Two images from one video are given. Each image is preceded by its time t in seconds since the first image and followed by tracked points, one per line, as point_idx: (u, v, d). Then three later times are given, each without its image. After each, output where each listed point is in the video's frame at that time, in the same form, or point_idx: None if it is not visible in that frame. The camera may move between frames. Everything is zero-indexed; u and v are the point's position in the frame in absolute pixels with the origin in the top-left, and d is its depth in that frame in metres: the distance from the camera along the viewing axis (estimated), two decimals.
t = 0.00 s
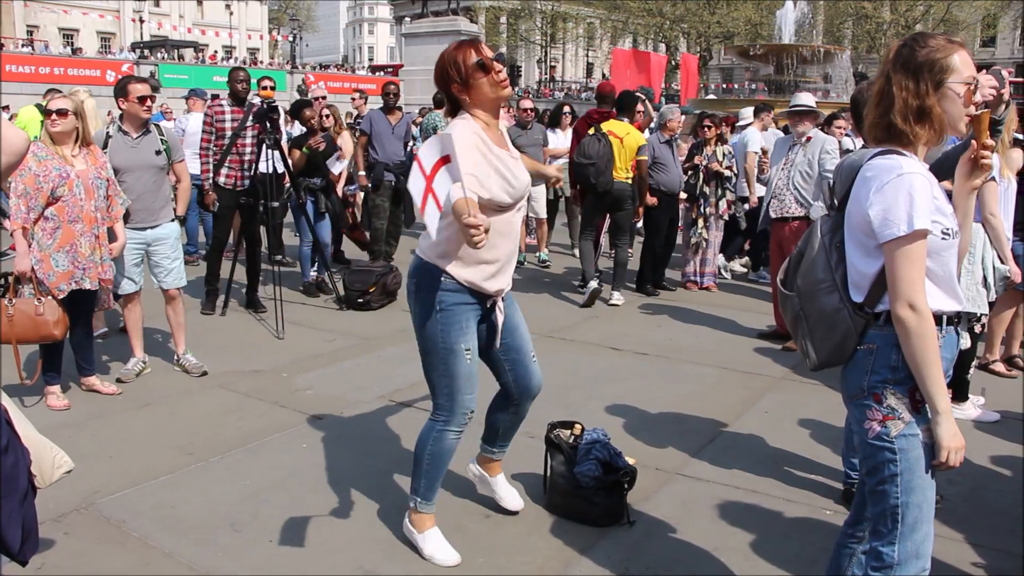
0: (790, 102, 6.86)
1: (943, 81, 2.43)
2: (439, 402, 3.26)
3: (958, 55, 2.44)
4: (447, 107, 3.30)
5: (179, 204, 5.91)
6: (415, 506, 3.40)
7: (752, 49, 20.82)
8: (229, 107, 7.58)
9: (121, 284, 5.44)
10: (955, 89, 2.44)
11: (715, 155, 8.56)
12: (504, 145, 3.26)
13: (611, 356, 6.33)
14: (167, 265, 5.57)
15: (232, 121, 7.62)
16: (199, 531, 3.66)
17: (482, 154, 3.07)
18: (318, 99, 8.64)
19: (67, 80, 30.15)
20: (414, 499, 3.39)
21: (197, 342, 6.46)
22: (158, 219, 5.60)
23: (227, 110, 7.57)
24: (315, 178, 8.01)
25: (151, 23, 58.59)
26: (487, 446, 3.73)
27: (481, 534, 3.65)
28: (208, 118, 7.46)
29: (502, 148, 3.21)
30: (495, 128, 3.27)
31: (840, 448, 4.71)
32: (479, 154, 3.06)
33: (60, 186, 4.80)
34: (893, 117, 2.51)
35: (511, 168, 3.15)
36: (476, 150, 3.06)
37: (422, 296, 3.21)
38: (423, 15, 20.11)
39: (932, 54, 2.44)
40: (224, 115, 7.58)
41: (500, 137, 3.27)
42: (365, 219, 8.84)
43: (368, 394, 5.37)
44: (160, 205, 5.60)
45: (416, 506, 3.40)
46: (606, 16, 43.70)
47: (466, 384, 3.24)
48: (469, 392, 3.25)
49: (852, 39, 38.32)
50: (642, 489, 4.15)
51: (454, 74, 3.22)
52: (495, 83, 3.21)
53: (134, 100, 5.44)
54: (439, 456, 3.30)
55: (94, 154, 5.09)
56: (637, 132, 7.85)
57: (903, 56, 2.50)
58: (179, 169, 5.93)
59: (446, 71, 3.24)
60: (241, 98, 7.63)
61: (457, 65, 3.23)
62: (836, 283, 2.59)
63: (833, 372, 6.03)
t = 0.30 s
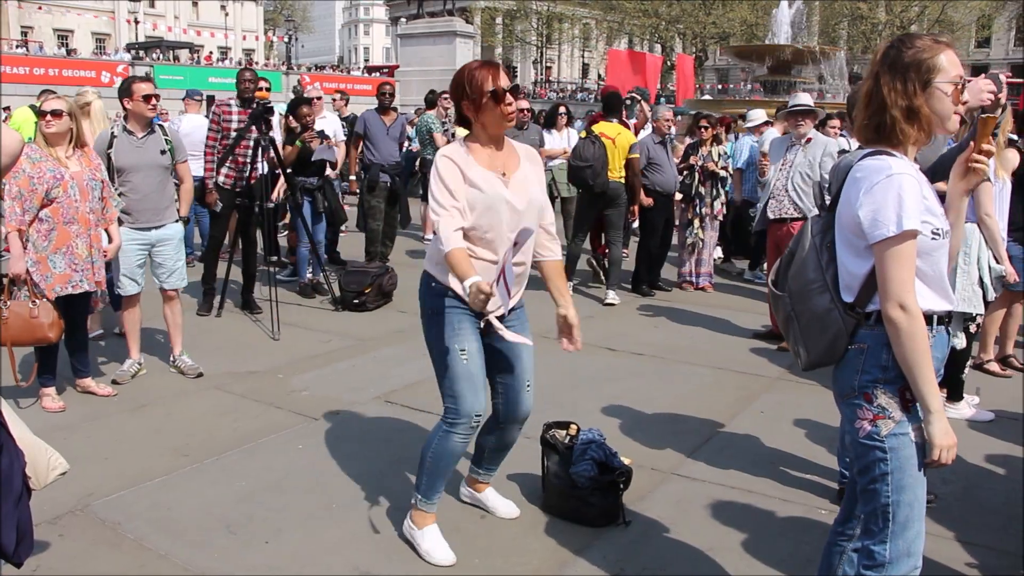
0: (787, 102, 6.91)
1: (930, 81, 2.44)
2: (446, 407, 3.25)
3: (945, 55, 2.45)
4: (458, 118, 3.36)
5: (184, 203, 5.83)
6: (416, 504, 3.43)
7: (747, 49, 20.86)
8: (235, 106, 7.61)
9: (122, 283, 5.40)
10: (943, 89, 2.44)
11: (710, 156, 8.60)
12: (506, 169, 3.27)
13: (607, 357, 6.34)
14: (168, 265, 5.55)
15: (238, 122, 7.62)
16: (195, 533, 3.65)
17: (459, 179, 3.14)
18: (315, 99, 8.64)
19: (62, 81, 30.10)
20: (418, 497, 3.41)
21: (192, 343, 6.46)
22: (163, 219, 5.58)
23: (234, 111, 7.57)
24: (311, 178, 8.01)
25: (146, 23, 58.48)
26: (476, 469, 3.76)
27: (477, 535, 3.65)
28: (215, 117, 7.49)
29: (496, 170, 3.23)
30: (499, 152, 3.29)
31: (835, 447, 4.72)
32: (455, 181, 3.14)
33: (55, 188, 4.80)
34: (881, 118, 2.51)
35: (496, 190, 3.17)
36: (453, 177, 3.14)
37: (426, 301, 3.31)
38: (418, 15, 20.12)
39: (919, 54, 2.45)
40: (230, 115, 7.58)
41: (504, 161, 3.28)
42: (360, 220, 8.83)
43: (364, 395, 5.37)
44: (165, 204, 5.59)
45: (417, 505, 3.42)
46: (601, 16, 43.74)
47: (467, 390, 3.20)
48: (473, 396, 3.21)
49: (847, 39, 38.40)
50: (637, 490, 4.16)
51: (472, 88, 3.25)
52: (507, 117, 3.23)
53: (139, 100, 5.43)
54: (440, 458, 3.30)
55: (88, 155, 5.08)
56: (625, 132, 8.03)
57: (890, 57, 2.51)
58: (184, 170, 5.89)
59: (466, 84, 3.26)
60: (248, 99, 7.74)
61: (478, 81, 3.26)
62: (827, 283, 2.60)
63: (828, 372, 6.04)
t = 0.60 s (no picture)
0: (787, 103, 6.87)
1: (920, 82, 2.44)
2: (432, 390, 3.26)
3: (938, 56, 2.44)
4: (439, 98, 3.38)
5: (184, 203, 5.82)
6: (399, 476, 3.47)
7: (742, 49, 20.92)
8: (231, 107, 7.53)
9: (120, 283, 5.40)
10: (933, 90, 2.44)
11: (705, 156, 8.54)
12: (485, 152, 3.34)
13: (602, 357, 6.34)
14: (165, 265, 5.55)
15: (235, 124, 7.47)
16: (189, 533, 3.64)
17: (431, 162, 3.24)
18: (310, 99, 8.62)
19: (56, 80, 30.01)
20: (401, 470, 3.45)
21: (186, 343, 6.44)
22: (162, 219, 5.57)
23: (230, 111, 7.45)
24: (306, 178, 7.96)
25: (140, 23, 58.33)
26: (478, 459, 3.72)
27: (470, 535, 3.65)
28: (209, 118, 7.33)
29: (473, 155, 3.30)
30: (479, 136, 3.36)
31: (829, 447, 4.73)
32: (427, 164, 3.24)
33: (48, 188, 4.79)
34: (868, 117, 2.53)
35: (469, 174, 3.24)
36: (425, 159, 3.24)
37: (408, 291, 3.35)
38: (413, 15, 20.11)
39: (910, 53, 2.45)
40: (227, 115, 7.45)
41: (483, 144, 3.35)
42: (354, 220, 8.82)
43: (359, 395, 5.37)
44: (164, 204, 5.58)
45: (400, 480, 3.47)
46: (596, 16, 43.78)
47: (455, 373, 3.22)
48: (462, 380, 3.23)
49: (842, 39, 38.53)
50: (632, 490, 4.16)
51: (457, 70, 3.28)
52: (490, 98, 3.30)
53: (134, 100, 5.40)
54: (424, 440, 3.34)
55: (82, 156, 5.05)
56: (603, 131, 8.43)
57: (882, 57, 2.52)
58: (182, 170, 5.87)
59: (452, 66, 3.29)
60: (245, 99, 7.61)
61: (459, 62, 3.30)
62: (813, 280, 2.60)
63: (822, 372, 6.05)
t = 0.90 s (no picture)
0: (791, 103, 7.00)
1: (921, 83, 2.45)
2: (408, 421, 3.32)
3: (941, 58, 2.45)
4: (406, 112, 3.31)
5: (186, 204, 5.83)
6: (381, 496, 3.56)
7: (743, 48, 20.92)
8: (227, 107, 7.41)
9: (122, 283, 5.44)
10: (933, 92, 2.45)
11: (706, 156, 8.57)
12: (450, 167, 3.31)
13: (603, 357, 6.34)
14: (168, 265, 5.56)
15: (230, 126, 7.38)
16: (191, 533, 3.65)
17: (401, 178, 3.18)
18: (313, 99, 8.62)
19: (57, 80, 30.03)
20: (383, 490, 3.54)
21: (188, 344, 6.45)
22: (163, 219, 5.58)
23: (225, 111, 7.37)
24: (309, 179, 7.97)
25: (141, 24, 58.36)
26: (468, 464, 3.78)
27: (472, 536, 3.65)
28: (206, 119, 7.29)
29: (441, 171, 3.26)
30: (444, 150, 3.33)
31: (831, 447, 4.74)
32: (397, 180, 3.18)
33: (51, 188, 4.80)
34: (868, 117, 2.53)
35: (439, 189, 3.20)
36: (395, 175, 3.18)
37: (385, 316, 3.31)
38: (414, 15, 20.12)
39: (914, 54, 2.46)
40: (222, 116, 7.35)
41: (448, 159, 3.32)
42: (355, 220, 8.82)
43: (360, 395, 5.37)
44: (165, 205, 5.58)
45: (383, 498, 3.56)
46: (598, 16, 43.77)
47: (431, 409, 3.28)
48: (435, 414, 3.29)
49: (844, 39, 38.54)
50: (633, 490, 4.17)
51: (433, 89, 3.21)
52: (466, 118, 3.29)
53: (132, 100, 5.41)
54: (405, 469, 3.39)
55: (83, 156, 5.07)
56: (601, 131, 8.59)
57: (886, 57, 2.52)
58: (185, 170, 5.86)
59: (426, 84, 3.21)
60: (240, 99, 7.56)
61: (428, 78, 3.22)
62: (811, 279, 2.60)
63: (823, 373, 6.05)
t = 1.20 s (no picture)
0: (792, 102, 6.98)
1: (931, 78, 2.43)
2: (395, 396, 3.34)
3: (949, 54, 2.44)
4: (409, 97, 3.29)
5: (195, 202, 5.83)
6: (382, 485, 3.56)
7: (752, 47, 20.88)
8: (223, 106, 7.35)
9: (130, 280, 5.42)
10: (944, 86, 2.43)
11: (715, 154, 8.52)
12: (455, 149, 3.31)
13: (611, 356, 6.33)
14: (177, 263, 5.58)
15: (229, 123, 7.33)
16: (200, 531, 3.66)
17: (403, 165, 3.22)
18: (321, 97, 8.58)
19: (66, 79, 30.14)
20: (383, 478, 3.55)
21: (197, 342, 6.46)
22: (172, 217, 5.58)
23: (222, 111, 7.31)
24: (318, 177, 8.01)
25: (150, 23, 58.55)
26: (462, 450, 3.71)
27: (480, 535, 3.65)
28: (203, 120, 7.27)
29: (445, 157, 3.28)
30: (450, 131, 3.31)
31: (841, 447, 4.72)
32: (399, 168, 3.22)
33: (60, 187, 4.80)
34: (879, 114, 2.51)
35: (441, 176, 3.22)
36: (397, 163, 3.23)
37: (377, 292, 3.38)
38: (423, 14, 20.15)
39: (922, 50, 2.45)
40: (219, 115, 7.31)
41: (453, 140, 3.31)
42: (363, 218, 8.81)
43: (369, 394, 5.37)
44: (174, 203, 5.59)
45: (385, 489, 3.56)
46: (605, 15, 43.73)
47: (413, 382, 3.29)
48: (419, 388, 3.31)
49: (853, 37, 38.46)
50: (642, 489, 4.16)
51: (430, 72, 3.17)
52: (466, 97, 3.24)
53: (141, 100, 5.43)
54: (395, 446, 3.41)
55: (93, 155, 5.08)
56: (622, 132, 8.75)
57: (894, 53, 2.50)
58: (194, 170, 5.87)
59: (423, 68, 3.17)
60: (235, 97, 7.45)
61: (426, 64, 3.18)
62: (822, 280, 2.59)
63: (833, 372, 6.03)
